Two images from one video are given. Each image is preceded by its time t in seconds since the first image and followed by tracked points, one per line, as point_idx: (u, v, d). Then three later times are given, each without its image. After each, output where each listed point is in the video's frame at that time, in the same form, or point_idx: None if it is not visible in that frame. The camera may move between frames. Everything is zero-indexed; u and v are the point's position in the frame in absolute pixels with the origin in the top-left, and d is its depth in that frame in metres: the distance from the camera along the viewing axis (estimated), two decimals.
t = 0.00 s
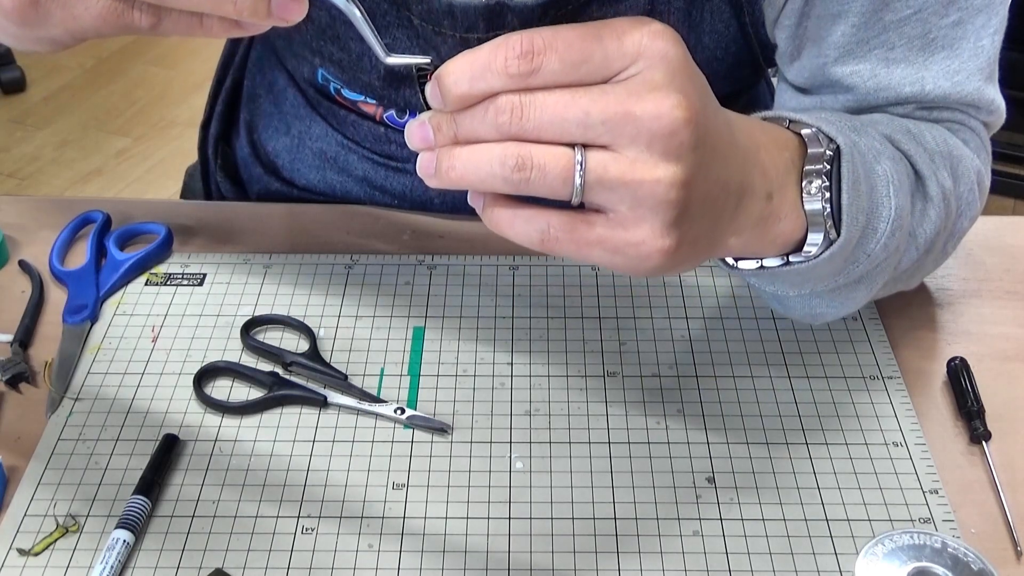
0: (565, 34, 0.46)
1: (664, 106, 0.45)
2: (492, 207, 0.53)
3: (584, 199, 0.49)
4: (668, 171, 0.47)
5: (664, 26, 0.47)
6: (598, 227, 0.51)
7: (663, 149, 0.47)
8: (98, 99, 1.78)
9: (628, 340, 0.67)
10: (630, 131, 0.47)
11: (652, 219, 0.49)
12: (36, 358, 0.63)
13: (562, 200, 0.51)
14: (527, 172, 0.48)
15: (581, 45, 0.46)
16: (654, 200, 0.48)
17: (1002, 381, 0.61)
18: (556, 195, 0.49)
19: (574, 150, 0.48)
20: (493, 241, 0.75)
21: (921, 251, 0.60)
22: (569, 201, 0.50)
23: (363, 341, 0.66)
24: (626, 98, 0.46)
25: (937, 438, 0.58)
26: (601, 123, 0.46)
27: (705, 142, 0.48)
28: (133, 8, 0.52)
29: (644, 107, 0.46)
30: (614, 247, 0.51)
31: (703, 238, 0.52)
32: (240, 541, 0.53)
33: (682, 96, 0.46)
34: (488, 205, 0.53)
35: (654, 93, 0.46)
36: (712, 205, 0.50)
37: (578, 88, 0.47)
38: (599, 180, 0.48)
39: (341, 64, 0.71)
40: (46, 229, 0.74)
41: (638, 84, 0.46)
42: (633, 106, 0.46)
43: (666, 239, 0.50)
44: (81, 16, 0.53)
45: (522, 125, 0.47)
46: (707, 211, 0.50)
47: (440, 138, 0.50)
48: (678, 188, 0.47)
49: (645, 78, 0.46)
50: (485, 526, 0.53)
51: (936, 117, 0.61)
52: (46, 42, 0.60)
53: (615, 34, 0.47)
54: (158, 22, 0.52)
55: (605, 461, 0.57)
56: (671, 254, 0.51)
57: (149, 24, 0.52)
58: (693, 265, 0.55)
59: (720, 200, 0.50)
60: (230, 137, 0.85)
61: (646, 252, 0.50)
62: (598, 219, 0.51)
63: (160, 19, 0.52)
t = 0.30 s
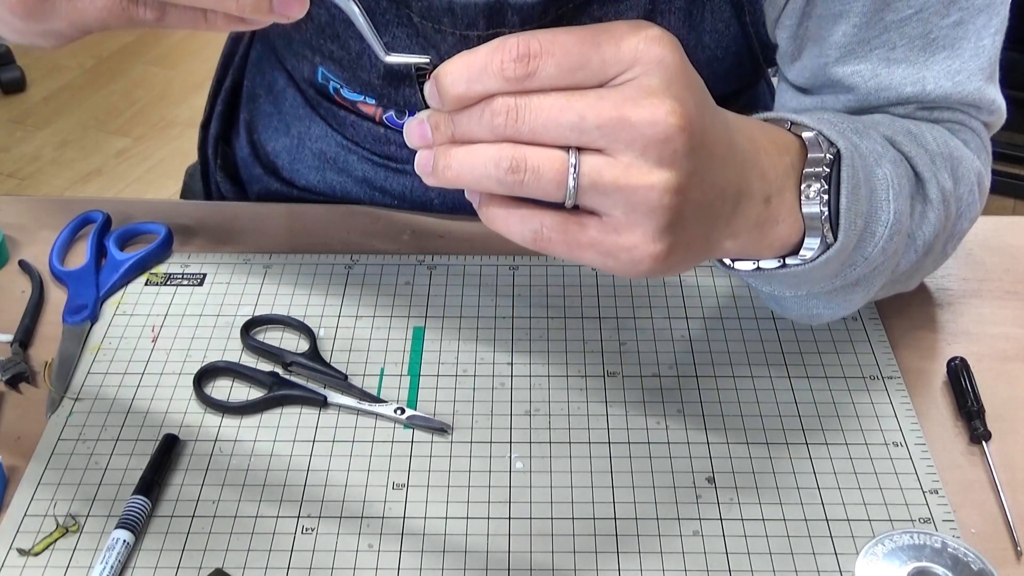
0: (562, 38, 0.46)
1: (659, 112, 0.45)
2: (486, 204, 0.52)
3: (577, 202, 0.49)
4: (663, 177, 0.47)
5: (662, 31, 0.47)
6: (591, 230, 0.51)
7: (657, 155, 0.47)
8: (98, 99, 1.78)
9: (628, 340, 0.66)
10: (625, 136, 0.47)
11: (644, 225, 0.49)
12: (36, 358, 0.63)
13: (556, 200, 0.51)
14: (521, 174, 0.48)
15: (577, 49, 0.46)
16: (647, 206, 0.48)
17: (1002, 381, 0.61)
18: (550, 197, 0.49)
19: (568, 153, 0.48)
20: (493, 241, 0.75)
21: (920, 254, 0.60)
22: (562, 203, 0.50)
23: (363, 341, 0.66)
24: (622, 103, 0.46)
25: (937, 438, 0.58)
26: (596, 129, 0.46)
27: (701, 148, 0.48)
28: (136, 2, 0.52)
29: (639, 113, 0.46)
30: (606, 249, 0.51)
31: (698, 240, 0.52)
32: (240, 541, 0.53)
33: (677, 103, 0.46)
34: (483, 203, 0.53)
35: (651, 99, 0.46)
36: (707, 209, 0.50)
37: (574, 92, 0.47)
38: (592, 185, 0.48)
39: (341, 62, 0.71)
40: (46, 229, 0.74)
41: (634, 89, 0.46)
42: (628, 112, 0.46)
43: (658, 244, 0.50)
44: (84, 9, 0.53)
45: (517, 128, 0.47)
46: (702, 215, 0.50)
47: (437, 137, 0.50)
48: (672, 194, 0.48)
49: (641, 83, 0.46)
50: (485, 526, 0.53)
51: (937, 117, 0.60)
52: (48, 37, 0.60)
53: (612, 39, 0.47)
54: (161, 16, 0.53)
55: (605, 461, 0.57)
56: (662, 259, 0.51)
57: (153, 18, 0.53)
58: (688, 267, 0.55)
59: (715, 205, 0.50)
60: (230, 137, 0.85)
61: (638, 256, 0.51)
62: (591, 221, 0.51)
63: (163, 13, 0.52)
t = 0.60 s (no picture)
0: (560, 38, 0.46)
1: (656, 112, 0.45)
2: (484, 203, 0.52)
3: (574, 202, 0.49)
4: (660, 176, 0.47)
5: (660, 31, 0.47)
6: (588, 229, 0.51)
7: (655, 155, 0.47)
8: (98, 99, 1.78)
9: (628, 340, 0.66)
10: (622, 136, 0.47)
11: (642, 224, 0.49)
12: (36, 358, 0.63)
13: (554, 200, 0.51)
14: (519, 173, 0.48)
15: (575, 49, 0.46)
16: (645, 206, 0.48)
17: (1002, 381, 0.61)
18: (548, 197, 0.49)
19: (566, 153, 0.48)
20: (493, 241, 0.75)
21: (919, 254, 0.60)
22: (560, 203, 0.50)
23: (363, 341, 0.66)
24: (619, 103, 0.46)
25: (937, 438, 0.58)
26: (594, 129, 0.47)
27: (699, 148, 0.48)
28: (136, 2, 0.52)
29: (636, 112, 0.46)
30: (603, 249, 0.51)
31: (696, 240, 0.52)
32: (240, 541, 0.53)
33: (674, 102, 0.46)
34: (480, 202, 0.53)
35: (647, 99, 0.46)
36: (705, 209, 0.50)
37: (571, 92, 0.47)
38: (589, 184, 0.48)
39: (341, 62, 0.71)
40: (47, 229, 0.74)
41: (631, 91, 0.46)
42: (625, 112, 0.46)
43: (655, 243, 0.50)
44: (84, 9, 0.53)
45: (515, 127, 0.47)
46: (699, 215, 0.50)
47: (436, 136, 0.50)
48: (670, 194, 0.48)
49: (639, 83, 0.46)
50: (485, 526, 0.53)
51: (937, 117, 0.60)
52: (48, 36, 0.60)
53: (610, 39, 0.47)
54: (161, 15, 0.53)
55: (605, 461, 0.57)
56: (660, 259, 0.51)
57: (153, 17, 0.53)
58: (685, 267, 0.55)
59: (713, 205, 0.50)
60: (230, 137, 0.85)
61: (635, 255, 0.51)
62: (589, 221, 0.51)
63: (163, 12, 0.52)
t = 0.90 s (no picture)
0: (558, 39, 0.46)
1: (653, 113, 0.45)
2: (483, 204, 0.52)
3: (572, 203, 0.49)
4: (658, 178, 0.47)
5: (658, 33, 0.47)
6: (586, 230, 0.51)
7: (652, 156, 0.47)
8: (98, 99, 1.78)
9: (628, 340, 0.67)
10: (620, 137, 0.47)
11: (640, 225, 0.49)
12: (36, 358, 0.63)
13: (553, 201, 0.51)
14: (517, 174, 0.48)
15: (573, 50, 0.46)
16: (643, 207, 0.48)
17: (1002, 381, 0.61)
18: (546, 198, 0.49)
19: (564, 154, 0.48)
20: (493, 241, 0.75)
21: (918, 254, 0.60)
22: (557, 204, 0.50)
23: (363, 341, 0.66)
24: (617, 104, 0.46)
25: (937, 438, 0.58)
26: (592, 129, 0.46)
27: (697, 149, 0.48)
28: (136, 2, 0.52)
29: (634, 114, 0.46)
30: (601, 250, 0.51)
31: (694, 241, 0.52)
32: (240, 542, 0.53)
33: (672, 104, 0.46)
34: (479, 203, 0.53)
35: (645, 100, 0.46)
36: (702, 210, 0.50)
37: (569, 93, 0.47)
38: (587, 185, 0.48)
39: (340, 63, 0.71)
40: (46, 229, 0.74)
41: (629, 93, 0.46)
42: (624, 113, 0.46)
43: (654, 244, 0.50)
44: (83, 10, 0.53)
45: (513, 128, 0.47)
46: (697, 216, 0.50)
47: (434, 137, 0.50)
48: (668, 196, 0.48)
49: (637, 84, 0.46)
50: (485, 526, 0.53)
51: (937, 117, 0.60)
52: (47, 37, 0.60)
53: (608, 40, 0.47)
54: (161, 16, 0.53)
55: (605, 461, 0.57)
56: (658, 259, 0.51)
57: (153, 18, 0.53)
58: (684, 267, 0.55)
59: (711, 206, 0.50)
60: (230, 138, 0.85)
61: (634, 256, 0.51)
62: (587, 222, 0.51)
63: (163, 13, 0.52)
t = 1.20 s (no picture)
0: (557, 42, 0.46)
1: (652, 116, 0.45)
2: (483, 205, 0.52)
3: (571, 205, 0.49)
4: (657, 180, 0.47)
5: (656, 35, 0.47)
6: (585, 232, 0.51)
7: (651, 158, 0.47)
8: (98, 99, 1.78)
9: (628, 340, 0.67)
10: (619, 140, 0.47)
11: (638, 228, 0.49)
12: (37, 358, 0.63)
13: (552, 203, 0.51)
14: (516, 177, 0.48)
15: (571, 53, 0.46)
16: (641, 209, 0.48)
17: (1002, 381, 0.61)
18: (545, 201, 0.49)
19: (563, 156, 0.48)
20: (493, 240, 0.75)
21: (918, 254, 0.60)
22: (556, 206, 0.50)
23: (363, 341, 0.66)
24: (616, 107, 0.46)
25: (937, 438, 0.58)
26: (591, 131, 0.46)
27: (696, 150, 0.48)
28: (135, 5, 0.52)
29: (631, 116, 0.46)
30: (600, 252, 0.51)
31: (692, 243, 0.52)
32: (240, 542, 0.53)
33: (671, 107, 0.46)
34: (477, 205, 0.53)
35: (644, 102, 0.46)
36: (701, 211, 0.50)
37: (568, 96, 0.47)
38: (586, 188, 0.48)
39: (340, 64, 0.71)
40: (46, 229, 0.74)
41: (627, 95, 0.46)
42: (622, 115, 0.46)
43: (652, 247, 0.50)
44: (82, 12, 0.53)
45: (512, 131, 0.47)
46: (695, 218, 0.50)
47: (433, 139, 0.50)
48: (666, 198, 0.48)
49: (636, 87, 0.46)
50: (485, 526, 0.53)
51: (937, 118, 0.60)
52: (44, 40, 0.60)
53: (607, 43, 0.47)
54: (159, 19, 0.52)
55: (605, 461, 0.57)
56: (656, 261, 0.51)
57: (152, 21, 0.53)
58: (684, 269, 0.55)
59: (709, 207, 0.50)
60: (230, 137, 0.85)
61: (632, 259, 0.50)
62: (585, 224, 0.51)
63: (161, 17, 0.52)
